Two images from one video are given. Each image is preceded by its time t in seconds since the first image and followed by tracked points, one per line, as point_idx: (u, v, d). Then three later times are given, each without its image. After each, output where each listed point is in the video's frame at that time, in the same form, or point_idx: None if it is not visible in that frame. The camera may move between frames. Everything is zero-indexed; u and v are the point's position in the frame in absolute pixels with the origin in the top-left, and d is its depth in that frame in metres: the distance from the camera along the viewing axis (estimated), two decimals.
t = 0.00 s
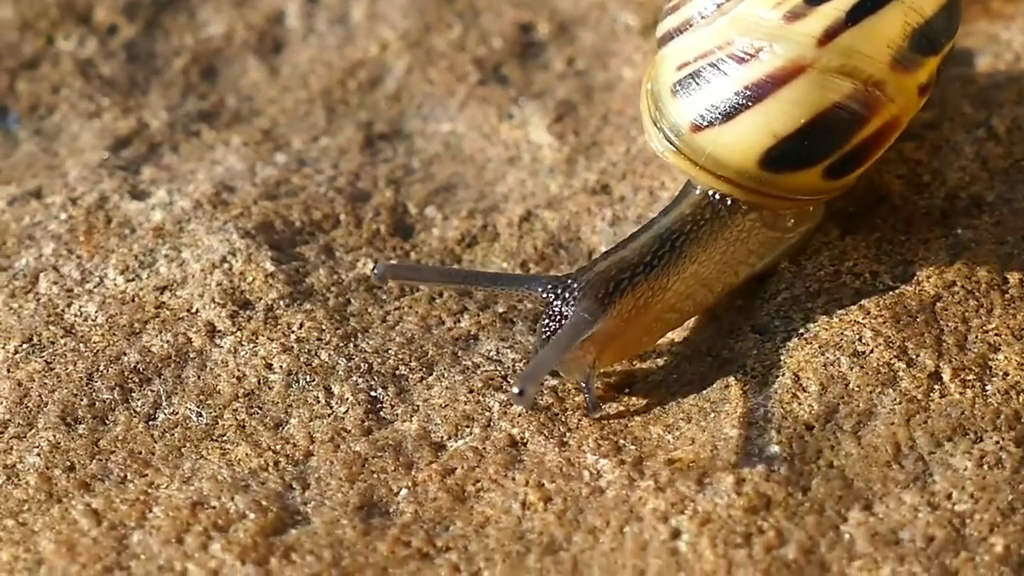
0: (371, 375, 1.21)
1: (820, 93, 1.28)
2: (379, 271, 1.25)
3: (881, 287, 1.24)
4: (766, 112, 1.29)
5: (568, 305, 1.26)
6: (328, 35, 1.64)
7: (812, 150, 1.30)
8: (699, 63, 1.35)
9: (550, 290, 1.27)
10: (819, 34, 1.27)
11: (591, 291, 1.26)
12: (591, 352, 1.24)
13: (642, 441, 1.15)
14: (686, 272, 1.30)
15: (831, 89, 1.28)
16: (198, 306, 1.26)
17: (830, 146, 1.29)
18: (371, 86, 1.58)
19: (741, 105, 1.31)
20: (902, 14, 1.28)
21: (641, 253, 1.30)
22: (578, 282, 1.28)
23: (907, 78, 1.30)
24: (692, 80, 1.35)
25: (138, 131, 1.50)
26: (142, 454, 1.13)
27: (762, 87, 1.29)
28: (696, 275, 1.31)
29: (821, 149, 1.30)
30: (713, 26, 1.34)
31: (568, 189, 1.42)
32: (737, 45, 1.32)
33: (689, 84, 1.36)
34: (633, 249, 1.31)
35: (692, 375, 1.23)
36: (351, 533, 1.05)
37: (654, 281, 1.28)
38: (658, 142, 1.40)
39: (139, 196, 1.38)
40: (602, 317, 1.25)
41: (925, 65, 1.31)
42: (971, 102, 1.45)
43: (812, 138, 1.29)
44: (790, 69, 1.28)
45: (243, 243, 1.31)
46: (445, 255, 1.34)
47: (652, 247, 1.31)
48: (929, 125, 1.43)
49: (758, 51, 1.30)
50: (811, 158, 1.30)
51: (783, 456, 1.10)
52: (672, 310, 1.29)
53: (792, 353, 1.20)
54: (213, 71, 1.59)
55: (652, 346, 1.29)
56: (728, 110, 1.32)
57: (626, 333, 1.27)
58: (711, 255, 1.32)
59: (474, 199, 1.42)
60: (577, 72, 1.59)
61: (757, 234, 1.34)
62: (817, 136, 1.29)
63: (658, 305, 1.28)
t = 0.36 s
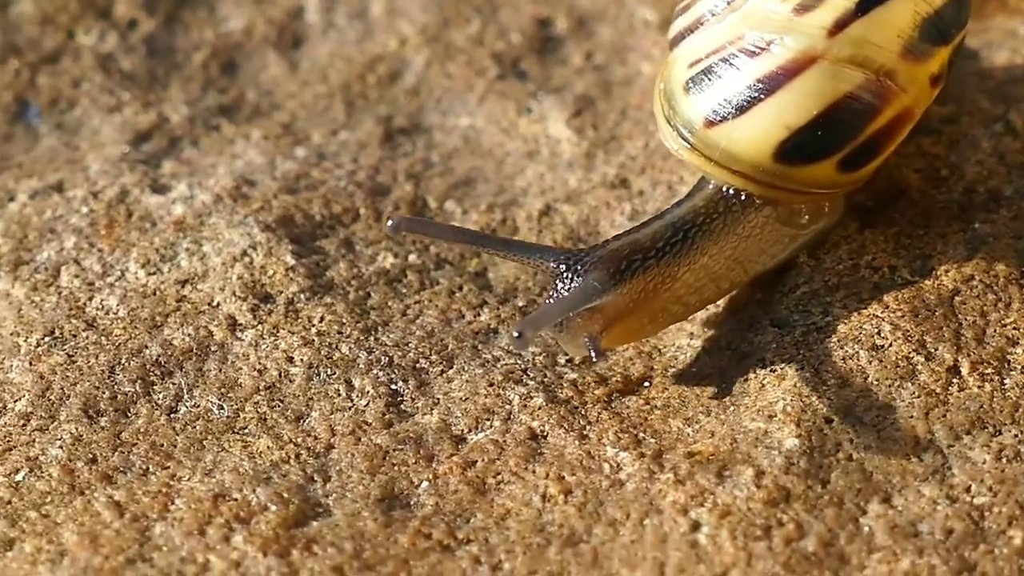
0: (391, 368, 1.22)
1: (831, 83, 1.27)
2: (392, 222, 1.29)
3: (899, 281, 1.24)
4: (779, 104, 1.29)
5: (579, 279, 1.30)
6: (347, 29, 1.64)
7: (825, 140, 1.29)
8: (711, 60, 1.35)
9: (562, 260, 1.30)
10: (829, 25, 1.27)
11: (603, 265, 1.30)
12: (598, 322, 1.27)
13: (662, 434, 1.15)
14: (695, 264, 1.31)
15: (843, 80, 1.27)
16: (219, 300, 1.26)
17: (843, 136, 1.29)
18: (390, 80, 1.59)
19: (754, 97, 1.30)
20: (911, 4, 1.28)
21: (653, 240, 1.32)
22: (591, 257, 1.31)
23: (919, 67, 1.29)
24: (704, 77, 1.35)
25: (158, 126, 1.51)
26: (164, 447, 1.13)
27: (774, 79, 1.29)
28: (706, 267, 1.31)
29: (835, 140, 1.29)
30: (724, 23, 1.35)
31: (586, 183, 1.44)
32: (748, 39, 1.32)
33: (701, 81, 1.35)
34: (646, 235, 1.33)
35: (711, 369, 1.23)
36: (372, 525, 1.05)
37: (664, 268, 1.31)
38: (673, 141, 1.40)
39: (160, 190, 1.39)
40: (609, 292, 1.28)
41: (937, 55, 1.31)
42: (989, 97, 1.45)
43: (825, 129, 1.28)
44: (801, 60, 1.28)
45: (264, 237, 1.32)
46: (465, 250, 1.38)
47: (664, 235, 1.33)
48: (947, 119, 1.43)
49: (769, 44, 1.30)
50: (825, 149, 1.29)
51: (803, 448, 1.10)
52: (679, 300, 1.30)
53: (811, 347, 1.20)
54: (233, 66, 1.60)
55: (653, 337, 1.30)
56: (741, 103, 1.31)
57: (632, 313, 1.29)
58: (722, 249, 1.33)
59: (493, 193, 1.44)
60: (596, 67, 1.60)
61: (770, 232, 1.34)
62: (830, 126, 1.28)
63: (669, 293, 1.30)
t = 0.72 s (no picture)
0: (404, 362, 1.22)
1: (837, 75, 1.27)
2: (396, 209, 1.31)
3: (911, 276, 1.24)
4: (784, 96, 1.29)
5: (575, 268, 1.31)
6: (360, 24, 1.65)
7: (831, 133, 1.29)
8: (717, 55, 1.35)
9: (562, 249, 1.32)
10: (833, 17, 1.27)
11: (602, 255, 1.31)
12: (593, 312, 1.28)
13: (674, 429, 1.16)
14: (696, 260, 1.32)
15: (848, 71, 1.27)
16: (232, 294, 1.27)
17: (849, 129, 1.28)
18: (403, 75, 1.59)
19: (759, 91, 1.30)
20: None
21: (654, 234, 1.33)
22: (592, 247, 1.32)
23: (924, 58, 1.29)
24: (710, 73, 1.35)
25: (171, 120, 1.51)
26: (177, 440, 1.14)
27: (778, 72, 1.29)
28: (706, 264, 1.32)
29: (841, 133, 1.29)
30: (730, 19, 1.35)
31: (599, 178, 1.44)
32: (753, 33, 1.32)
33: (708, 77, 1.35)
34: (648, 229, 1.34)
35: (723, 363, 1.24)
36: (385, 519, 1.05)
37: (664, 263, 1.31)
38: (680, 138, 1.40)
39: (173, 184, 1.40)
40: (606, 282, 1.29)
41: (942, 46, 1.31)
42: (1002, 92, 1.45)
43: (831, 121, 1.28)
44: (806, 52, 1.28)
45: (277, 231, 1.33)
46: (477, 245, 1.38)
47: (666, 229, 1.34)
48: (959, 114, 1.44)
49: (774, 38, 1.30)
50: (831, 141, 1.29)
51: (815, 442, 1.10)
52: (679, 296, 1.31)
53: (823, 342, 1.21)
54: (245, 60, 1.61)
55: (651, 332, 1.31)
56: (747, 98, 1.31)
57: (630, 305, 1.30)
58: (724, 246, 1.33)
59: (506, 187, 1.44)
60: (608, 62, 1.60)
61: (774, 231, 1.35)
62: (836, 119, 1.28)
63: (667, 288, 1.31)
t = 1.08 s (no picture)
0: (420, 359, 1.23)
1: (843, 72, 1.27)
2: (403, 211, 1.31)
3: (927, 274, 1.25)
4: (791, 94, 1.29)
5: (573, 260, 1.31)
6: (375, 22, 1.65)
7: (838, 130, 1.29)
8: (725, 55, 1.36)
9: (562, 246, 1.32)
10: (839, 14, 1.28)
11: (601, 250, 1.31)
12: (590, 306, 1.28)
13: (691, 426, 1.16)
14: (698, 258, 1.32)
15: (855, 68, 1.27)
16: (248, 291, 1.27)
17: (856, 126, 1.28)
18: (418, 73, 1.60)
19: (766, 89, 1.31)
20: None
21: (656, 231, 1.33)
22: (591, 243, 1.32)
23: (931, 55, 1.29)
24: (719, 72, 1.36)
25: (188, 117, 1.52)
26: (194, 437, 1.14)
27: (785, 70, 1.29)
28: (709, 262, 1.32)
29: (848, 130, 1.29)
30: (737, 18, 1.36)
31: (615, 176, 1.44)
32: (761, 31, 1.32)
33: (716, 77, 1.36)
34: (650, 226, 1.33)
35: (739, 360, 1.24)
36: (402, 516, 1.05)
37: (665, 260, 1.31)
38: (689, 137, 1.40)
39: (190, 181, 1.41)
40: (602, 275, 1.29)
41: (949, 43, 1.31)
42: (1017, 91, 1.46)
43: (838, 118, 1.28)
44: (812, 50, 1.28)
45: (293, 228, 1.33)
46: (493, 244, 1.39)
47: (669, 226, 1.33)
48: (975, 112, 1.44)
49: (781, 36, 1.30)
50: (838, 139, 1.29)
51: (831, 440, 1.11)
52: (678, 294, 1.31)
53: (839, 339, 1.21)
54: (261, 58, 1.61)
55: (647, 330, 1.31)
56: (754, 95, 1.31)
57: (629, 302, 1.29)
58: (728, 243, 1.33)
59: (522, 185, 1.45)
60: (623, 60, 1.60)
61: (779, 230, 1.35)
62: (843, 116, 1.28)
63: (666, 284, 1.30)
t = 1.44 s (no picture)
0: (437, 354, 1.23)
1: (860, 80, 1.26)
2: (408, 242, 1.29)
3: (944, 269, 1.25)
4: (806, 100, 1.28)
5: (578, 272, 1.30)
6: (391, 17, 1.65)
7: (853, 138, 1.28)
8: (741, 55, 1.35)
9: (567, 261, 1.30)
10: (858, 21, 1.26)
11: (606, 262, 1.30)
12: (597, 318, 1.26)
13: (708, 421, 1.16)
14: (705, 265, 1.31)
15: (872, 76, 1.26)
16: (265, 286, 1.28)
17: (871, 134, 1.28)
18: (434, 68, 1.60)
19: (782, 93, 1.30)
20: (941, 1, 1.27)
21: (663, 239, 1.32)
22: (596, 255, 1.31)
23: (949, 64, 1.28)
24: (735, 73, 1.34)
25: (204, 112, 1.52)
26: (211, 432, 1.14)
27: (802, 75, 1.28)
28: (716, 269, 1.31)
29: (862, 137, 1.28)
30: (756, 18, 1.34)
31: (631, 171, 1.45)
32: (779, 35, 1.31)
33: (732, 77, 1.35)
34: (656, 234, 1.33)
35: (756, 355, 1.24)
36: (419, 510, 1.06)
37: (670, 268, 1.30)
38: (703, 137, 1.39)
39: (206, 176, 1.41)
40: (608, 286, 1.28)
41: (968, 53, 1.30)
42: None
43: (854, 125, 1.28)
44: (830, 56, 1.27)
45: (310, 223, 1.34)
46: (510, 238, 1.36)
47: (675, 234, 1.33)
48: (992, 108, 1.44)
49: (799, 41, 1.29)
50: (853, 146, 1.28)
51: (848, 436, 1.11)
52: (685, 302, 1.30)
53: (856, 335, 1.21)
54: (278, 53, 1.62)
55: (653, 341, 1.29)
56: (770, 99, 1.31)
57: (634, 312, 1.28)
58: (736, 249, 1.32)
59: (538, 180, 1.46)
60: (640, 55, 1.61)
61: (789, 234, 1.34)
62: (858, 123, 1.28)
63: (672, 292, 1.29)
